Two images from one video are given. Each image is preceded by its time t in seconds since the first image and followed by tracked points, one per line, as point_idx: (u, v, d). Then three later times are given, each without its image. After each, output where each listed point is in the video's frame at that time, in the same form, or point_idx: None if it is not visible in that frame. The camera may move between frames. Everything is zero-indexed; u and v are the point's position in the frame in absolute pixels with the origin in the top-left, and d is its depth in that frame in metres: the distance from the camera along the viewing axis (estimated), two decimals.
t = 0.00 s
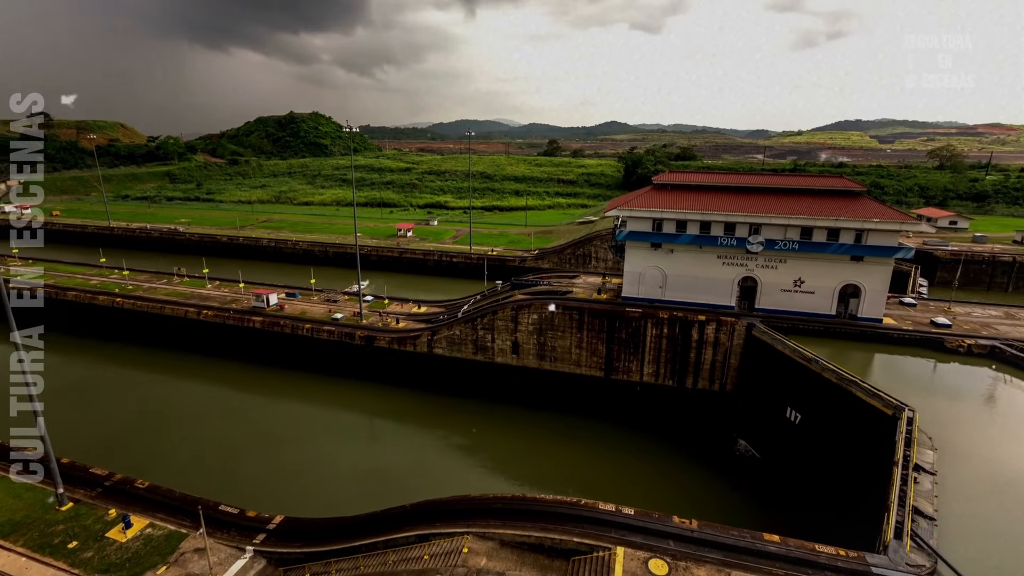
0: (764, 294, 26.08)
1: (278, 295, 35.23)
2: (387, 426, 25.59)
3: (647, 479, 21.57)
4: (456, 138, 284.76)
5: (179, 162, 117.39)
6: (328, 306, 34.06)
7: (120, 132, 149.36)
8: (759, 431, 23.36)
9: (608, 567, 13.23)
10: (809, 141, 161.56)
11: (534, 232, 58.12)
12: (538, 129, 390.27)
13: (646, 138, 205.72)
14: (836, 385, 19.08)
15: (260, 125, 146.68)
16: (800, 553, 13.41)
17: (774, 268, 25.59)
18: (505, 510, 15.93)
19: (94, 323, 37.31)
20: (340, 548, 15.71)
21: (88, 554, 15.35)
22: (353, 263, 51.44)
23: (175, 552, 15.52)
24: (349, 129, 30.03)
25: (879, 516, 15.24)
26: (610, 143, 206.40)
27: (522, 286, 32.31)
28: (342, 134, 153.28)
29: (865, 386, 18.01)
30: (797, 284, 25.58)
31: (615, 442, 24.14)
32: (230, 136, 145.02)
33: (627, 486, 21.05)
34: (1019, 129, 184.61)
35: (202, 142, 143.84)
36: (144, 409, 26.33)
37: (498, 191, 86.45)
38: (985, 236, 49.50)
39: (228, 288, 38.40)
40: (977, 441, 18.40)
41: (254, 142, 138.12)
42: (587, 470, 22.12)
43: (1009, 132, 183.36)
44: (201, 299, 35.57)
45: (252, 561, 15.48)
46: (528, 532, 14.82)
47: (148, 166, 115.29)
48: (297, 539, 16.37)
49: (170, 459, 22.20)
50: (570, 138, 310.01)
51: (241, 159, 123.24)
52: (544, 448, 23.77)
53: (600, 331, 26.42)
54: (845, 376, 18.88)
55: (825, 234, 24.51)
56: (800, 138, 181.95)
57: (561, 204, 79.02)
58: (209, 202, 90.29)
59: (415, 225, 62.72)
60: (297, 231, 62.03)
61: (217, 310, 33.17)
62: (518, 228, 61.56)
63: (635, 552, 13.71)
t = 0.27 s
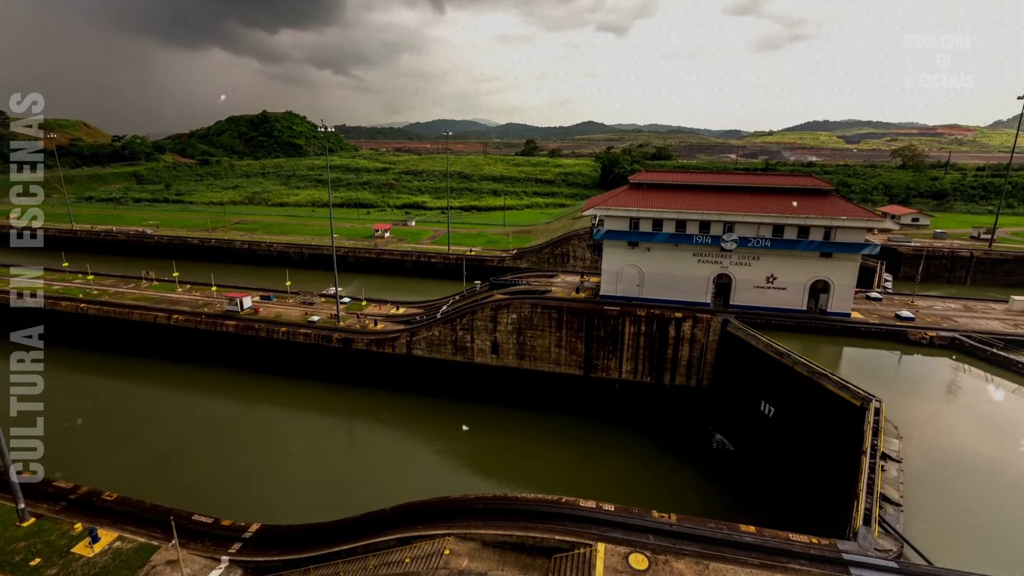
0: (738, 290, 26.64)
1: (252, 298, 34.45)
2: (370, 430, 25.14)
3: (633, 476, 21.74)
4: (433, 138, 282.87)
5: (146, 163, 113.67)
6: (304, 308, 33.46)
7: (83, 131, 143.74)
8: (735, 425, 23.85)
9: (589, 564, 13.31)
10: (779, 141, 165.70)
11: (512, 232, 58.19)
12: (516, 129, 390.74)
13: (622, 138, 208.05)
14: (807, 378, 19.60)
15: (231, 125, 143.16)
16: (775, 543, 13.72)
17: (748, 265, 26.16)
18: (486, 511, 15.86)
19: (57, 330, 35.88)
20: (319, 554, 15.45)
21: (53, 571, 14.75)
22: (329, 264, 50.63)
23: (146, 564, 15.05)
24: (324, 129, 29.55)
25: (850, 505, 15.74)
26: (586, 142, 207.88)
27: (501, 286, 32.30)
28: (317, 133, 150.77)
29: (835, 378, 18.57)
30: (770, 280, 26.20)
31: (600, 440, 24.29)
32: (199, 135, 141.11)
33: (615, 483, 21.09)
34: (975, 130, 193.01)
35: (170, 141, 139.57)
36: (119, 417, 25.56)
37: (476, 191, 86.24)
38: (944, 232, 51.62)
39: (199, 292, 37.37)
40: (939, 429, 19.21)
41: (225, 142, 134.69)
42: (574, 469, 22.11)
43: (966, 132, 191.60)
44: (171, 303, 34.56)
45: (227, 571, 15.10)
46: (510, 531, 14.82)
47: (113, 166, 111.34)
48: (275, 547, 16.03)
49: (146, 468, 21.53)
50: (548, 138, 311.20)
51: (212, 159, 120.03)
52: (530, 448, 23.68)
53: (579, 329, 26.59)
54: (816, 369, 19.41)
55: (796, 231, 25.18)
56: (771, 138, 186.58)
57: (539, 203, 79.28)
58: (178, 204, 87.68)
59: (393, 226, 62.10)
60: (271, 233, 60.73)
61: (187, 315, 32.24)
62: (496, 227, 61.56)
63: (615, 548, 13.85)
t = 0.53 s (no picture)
0: (717, 288, 27.06)
1: (229, 301, 33.74)
2: (359, 436, 24.65)
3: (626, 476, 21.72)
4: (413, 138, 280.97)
5: (116, 163, 110.27)
6: (283, 311, 32.91)
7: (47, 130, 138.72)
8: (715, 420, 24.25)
9: (573, 561, 13.38)
10: (754, 141, 168.98)
11: (494, 232, 58.13)
12: (497, 129, 390.57)
13: (602, 138, 209.69)
14: (784, 372, 20.03)
15: (205, 124, 139.88)
16: (754, 535, 13.99)
17: (726, 263, 26.61)
18: (470, 511, 15.77)
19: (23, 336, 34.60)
20: (301, 561, 15.21)
21: None
22: (309, 266, 49.84)
23: None
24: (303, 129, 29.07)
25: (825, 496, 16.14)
26: (567, 143, 208.85)
27: (483, 286, 32.26)
28: (294, 133, 148.38)
29: (811, 371, 19.03)
30: (747, 278, 26.69)
31: (591, 441, 24.18)
32: (172, 135, 137.50)
33: (609, 484, 20.99)
34: (940, 130, 199.88)
35: (141, 141, 135.68)
36: (110, 421, 25.33)
37: (457, 191, 85.91)
38: (912, 229, 53.31)
39: (173, 296, 36.44)
40: (908, 419, 19.86)
41: (198, 142, 131.52)
42: (566, 470, 21.98)
43: (932, 132, 198.28)
44: (144, 308, 33.61)
45: None
46: (494, 531, 14.80)
47: (81, 167, 107.77)
48: (254, 555, 15.72)
49: (129, 474, 21.16)
50: (528, 138, 311.75)
51: (186, 159, 117.11)
52: (519, 450, 23.55)
53: (561, 328, 26.71)
54: (792, 364, 19.87)
55: (772, 229, 25.72)
56: (747, 138, 190.24)
57: (520, 203, 79.37)
58: (151, 205, 85.30)
59: (373, 227, 61.47)
60: (248, 234, 59.53)
61: (161, 318, 31.41)
62: (478, 227, 61.45)
63: (599, 544, 13.95)
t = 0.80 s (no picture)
0: (692, 285, 27.53)
1: (200, 305, 32.84)
2: (340, 440, 24.25)
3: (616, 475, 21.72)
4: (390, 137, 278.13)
5: (79, 163, 106.20)
6: (257, 314, 32.20)
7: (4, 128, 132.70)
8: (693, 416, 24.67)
9: (555, 559, 13.44)
10: (727, 141, 172.47)
11: (472, 232, 57.98)
12: (474, 129, 389.58)
13: (579, 138, 211.25)
14: (758, 367, 20.49)
15: (174, 123, 135.86)
16: (731, 526, 14.27)
17: (701, 260, 27.10)
18: (452, 513, 15.65)
19: None
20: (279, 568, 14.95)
21: None
22: (283, 268, 48.87)
23: None
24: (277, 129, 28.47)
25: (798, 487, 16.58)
26: (544, 142, 209.69)
27: (462, 286, 32.16)
28: (267, 132, 145.35)
29: (783, 365, 19.52)
30: (721, 275, 27.23)
31: (580, 440, 24.14)
32: (138, 134, 133.12)
33: (599, 484, 20.95)
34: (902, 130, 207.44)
35: (105, 140, 130.95)
36: (104, 424, 25.11)
37: (434, 191, 85.41)
38: (878, 225, 55.15)
39: (142, 300, 35.27)
40: (876, 410, 20.54)
41: (166, 141, 127.68)
42: (557, 472, 21.86)
43: (895, 132, 205.62)
44: (111, 313, 32.46)
45: None
46: (475, 532, 14.74)
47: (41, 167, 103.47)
48: (229, 565, 15.33)
49: (113, 480, 20.80)
50: (506, 137, 311.88)
51: (153, 159, 113.55)
52: (501, 450, 23.50)
53: (539, 327, 26.79)
54: (766, 358, 20.34)
55: (745, 227, 26.29)
56: (720, 138, 194.16)
57: (498, 203, 79.39)
58: (116, 207, 82.43)
59: (349, 227, 60.66)
60: (220, 236, 58.05)
61: (129, 324, 30.40)
62: (456, 228, 61.20)
63: (580, 541, 14.05)
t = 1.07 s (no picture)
0: (672, 283, 27.91)
1: (175, 309, 32.03)
2: (324, 445, 23.86)
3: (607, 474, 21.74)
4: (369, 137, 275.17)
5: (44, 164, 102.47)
6: (234, 318, 31.54)
7: None
8: (673, 412, 25.01)
9: (539, 558, 13.47)
10: (704, 141, 175.17)
11: (453, 232, 57.76)
12: (455, 128, 388.08)
13: (558, 138, 212.25)
14: (736, 363, 20.89)
15: (144, 122, 132.15)
16: (711, 520, 14.50)
17: (680, 259, 27.48)
18: (436, 514, 15.51)
19: None
20: None
21: None
22: (261, 270, 47.94)
23: None
24: (254, 129, 27.94)
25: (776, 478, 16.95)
26: (524, 142, 210.03)
27: (443, 287, 32.03)
28: (243, 132, 142.47)
29: (760, 361, 19.92)
30: (700, 273, 27.66)
31: (571, 439, 24.14)
32: (107, 134, 129.12)
33: (592, 482, 20.99)
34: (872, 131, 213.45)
35: (71, 140, 126.58)
36: (97, 426, 24.90)
37: (415, 191, 84.83)
38: (849, 223, 56.69)
39: (113, 305, 34.22)
40: (849, 403, 21.12)
41: (137, 140, 124.11)
42: (550, 473, 21.75)
43: (865, 133, 211.71)
44: (80, 319, 31.42)
45: None
46: (459, 533, 14.65)
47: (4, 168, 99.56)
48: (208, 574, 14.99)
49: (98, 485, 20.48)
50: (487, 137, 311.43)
51: (123, 159, 110.25)
52: (487, 451, 23.40)
53: (522, 327, 26.83)
54: (744, 354, 20.74)
55: (723, 226, 26.76)
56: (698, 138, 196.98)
57: (479, 203, 79.28)
58: (85, 209, 79.77)
59: (328, 228, 59.84)
60: (195, 238, 56.67)
61: (100, 330, 29.46)
62: (437, 228, 60.87)
63: (564, 539, 14.11)
